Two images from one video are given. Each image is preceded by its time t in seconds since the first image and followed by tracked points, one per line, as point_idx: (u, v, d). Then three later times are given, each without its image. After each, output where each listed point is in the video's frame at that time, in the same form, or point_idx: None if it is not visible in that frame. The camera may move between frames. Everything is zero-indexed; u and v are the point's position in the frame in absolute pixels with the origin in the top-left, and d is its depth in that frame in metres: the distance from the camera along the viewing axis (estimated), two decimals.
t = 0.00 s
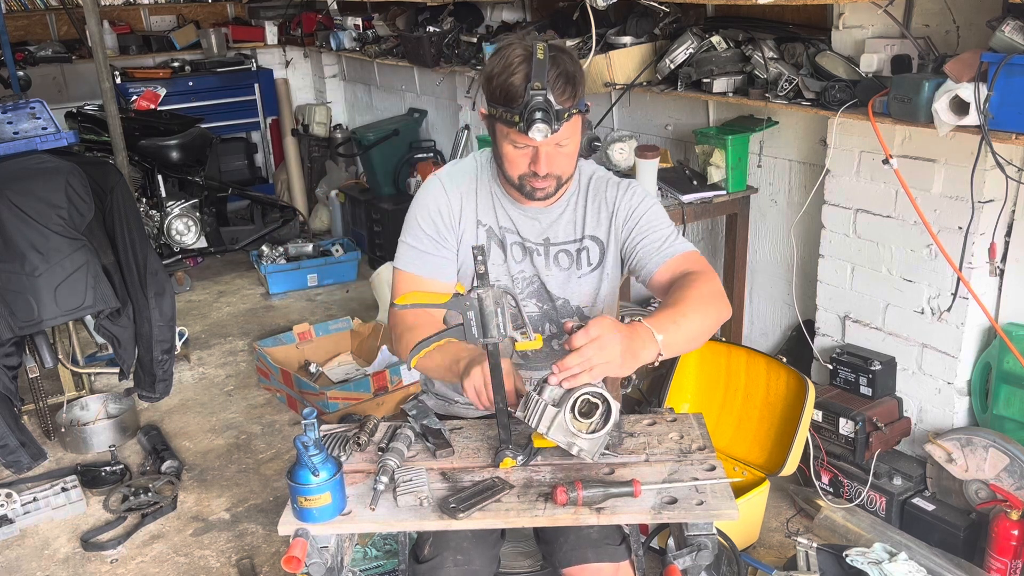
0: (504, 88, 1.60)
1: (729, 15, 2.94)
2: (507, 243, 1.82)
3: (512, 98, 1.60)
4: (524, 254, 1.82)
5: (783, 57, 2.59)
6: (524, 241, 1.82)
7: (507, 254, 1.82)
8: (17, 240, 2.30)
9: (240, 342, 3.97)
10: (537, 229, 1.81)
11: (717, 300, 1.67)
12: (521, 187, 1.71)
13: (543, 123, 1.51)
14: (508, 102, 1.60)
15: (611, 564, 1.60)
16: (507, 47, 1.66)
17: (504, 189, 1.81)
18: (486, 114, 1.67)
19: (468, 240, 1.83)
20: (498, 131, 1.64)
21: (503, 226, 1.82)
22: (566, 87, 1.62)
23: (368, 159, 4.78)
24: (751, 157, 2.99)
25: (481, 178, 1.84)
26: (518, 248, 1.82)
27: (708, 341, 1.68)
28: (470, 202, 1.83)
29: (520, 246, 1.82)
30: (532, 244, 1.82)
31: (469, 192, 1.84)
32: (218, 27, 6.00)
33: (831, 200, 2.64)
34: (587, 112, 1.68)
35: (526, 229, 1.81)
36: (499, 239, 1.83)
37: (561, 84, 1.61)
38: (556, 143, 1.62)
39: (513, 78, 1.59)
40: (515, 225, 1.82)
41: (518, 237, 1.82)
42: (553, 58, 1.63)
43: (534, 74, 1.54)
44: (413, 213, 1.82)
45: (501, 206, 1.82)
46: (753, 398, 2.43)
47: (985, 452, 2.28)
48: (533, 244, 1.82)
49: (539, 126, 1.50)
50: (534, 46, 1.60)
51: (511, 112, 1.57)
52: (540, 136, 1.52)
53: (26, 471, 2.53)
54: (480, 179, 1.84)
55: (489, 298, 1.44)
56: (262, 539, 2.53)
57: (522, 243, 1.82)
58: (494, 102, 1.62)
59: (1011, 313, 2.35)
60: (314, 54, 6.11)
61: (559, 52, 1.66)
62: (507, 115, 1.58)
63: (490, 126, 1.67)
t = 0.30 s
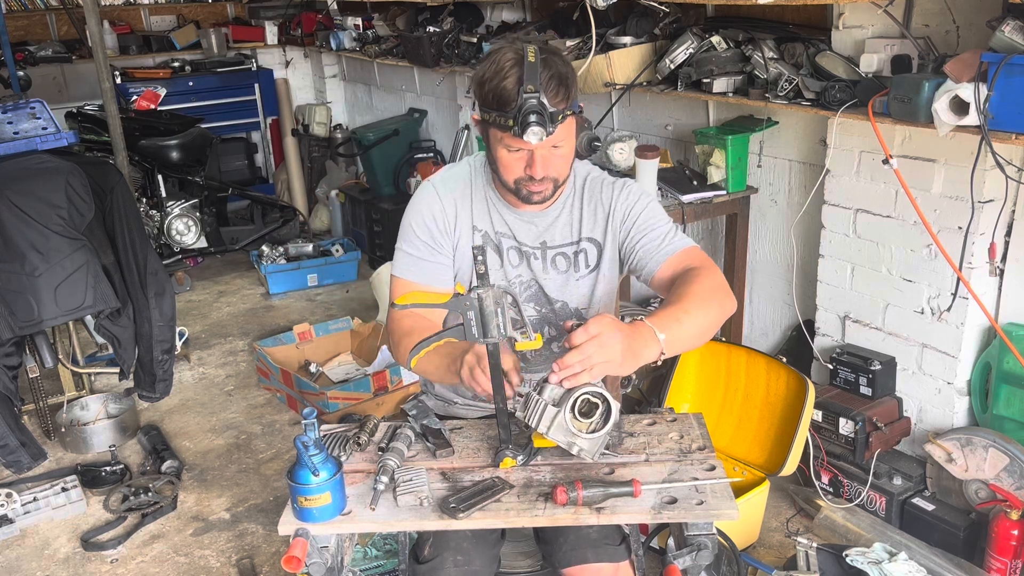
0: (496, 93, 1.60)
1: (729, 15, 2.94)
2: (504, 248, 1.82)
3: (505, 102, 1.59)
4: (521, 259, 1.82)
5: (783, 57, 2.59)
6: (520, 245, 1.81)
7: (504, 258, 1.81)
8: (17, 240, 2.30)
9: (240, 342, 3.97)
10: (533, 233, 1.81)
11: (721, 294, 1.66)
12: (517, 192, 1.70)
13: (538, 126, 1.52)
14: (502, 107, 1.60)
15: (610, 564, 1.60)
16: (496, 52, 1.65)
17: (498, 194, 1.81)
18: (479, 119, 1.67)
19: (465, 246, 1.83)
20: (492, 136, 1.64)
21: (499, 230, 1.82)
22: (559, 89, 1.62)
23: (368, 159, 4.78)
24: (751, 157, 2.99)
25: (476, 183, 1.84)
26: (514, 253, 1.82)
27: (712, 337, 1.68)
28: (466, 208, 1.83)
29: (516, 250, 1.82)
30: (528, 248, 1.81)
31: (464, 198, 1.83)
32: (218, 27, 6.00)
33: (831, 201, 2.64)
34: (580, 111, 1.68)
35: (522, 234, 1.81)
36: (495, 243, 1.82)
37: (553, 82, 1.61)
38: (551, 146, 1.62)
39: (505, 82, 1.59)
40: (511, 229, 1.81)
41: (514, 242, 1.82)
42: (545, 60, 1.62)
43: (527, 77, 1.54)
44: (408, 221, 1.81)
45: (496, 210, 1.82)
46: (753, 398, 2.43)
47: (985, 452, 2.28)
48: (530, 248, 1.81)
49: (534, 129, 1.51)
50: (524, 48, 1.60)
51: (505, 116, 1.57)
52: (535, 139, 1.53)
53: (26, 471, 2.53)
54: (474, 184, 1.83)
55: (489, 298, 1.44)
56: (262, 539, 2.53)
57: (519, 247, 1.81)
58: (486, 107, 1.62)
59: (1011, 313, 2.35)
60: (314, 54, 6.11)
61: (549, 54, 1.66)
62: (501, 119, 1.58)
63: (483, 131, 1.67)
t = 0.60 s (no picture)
0: (486, 92, 1.61)
1: (729, 15, 2.94)
2: (503, 252, 1.81)
3: (495, 100, 1.60)
4: (521, 263, 1.81)
5: (783, 57, 2.59)
6: (519, 249, 1.81)
7: (504, 262, 1.80)
8: (17, 240, 2.30)
9: (240, 342, 3.97)
10: (532, 237, 1.80)
11: (721, 297, 1.67)
12: (512, 194, 1.70)
13: (527, 121, 1.51)
14: (492, 106, 1.60)
15: (610, 564, 1.60)
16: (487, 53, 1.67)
17: (496, 198, 1.80)
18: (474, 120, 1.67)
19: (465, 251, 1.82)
20: (484, 137, 1.64)
21: (497, 234, 1.81)
22: (550, 87, 1.62)
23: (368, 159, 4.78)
24: (751, 157, 2.99)
25: (473, 188, 1.83)
26: (514, 256, 1.81)
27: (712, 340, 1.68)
28: (463, 213, 1.81)
29: (516, 254, 1.81)
30: (527, 251, 1.81)
31: (461, 203, 1.82)
32: (218, 27, 6.00)
33: (831, 201, 2.64)
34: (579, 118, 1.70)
35: (520, 238, 1.80)
36: (494, 248, 1.81)
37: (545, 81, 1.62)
38: (542, 145, 1.62)
39: (495, 80, 1.60)
40: (510, 233, 1.81)
41: (513, 246, 1.81)
42: (535, 59, 1.63)
43: (516, 74, 1.54)
44: (406, 229, 1.79)
45: (494, 215, 1.81)
46: (753, 398, 2.43)
47: (985, 452, 2.28)
48: (529, 251, 1.81)
49: (523, 125, 1.51)
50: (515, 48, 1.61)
51: (495, 114, 1.57)
52: (525, 134, 1.52)
53: (26, 471, 2.53)
54: (470, 189, 1.83)
55: (489, 298, 1.44)
56: (262, 539, 2.53)
57: (518, 251, 1.81)
58: (479, 107, 1.62)
59: (1011, 313, 2.35)
60: (314, 55, 6.11)
61: (541, 54, 1.67)
62: (492, 118, 1.58)
63: (475, 133, 1.68)
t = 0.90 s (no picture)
0: (490, 102, 1.60)
1: (729, 15, 2.94)
2: (498, 261, 1.80)
3: (500, 112, 1.60)
4: (516, 272, 1.80)
5: (783, 57, 2.59)
6: (514, 258, 1.79)
7: (498, 272, 1.79)
8: (17, 240, 2.30)
9: (240, 342, 3.97)
10: (528, 246, 1.79)
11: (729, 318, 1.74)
12: (518, 206, 1.69)
13: (540, 131, 1.48)
14: (495, 115, 1.60)
15: (609, 565, 1.60)
16: (483, 63, 1.65)
17: (492, 206, 1.79)
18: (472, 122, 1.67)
19: (459, 258, 1.81)
20: (487, 149, 1.63)
21: (493, 243, 1.80)
22: (555, 93, 1.64)
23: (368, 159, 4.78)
24: (751, 157, 2.99)
25: (468, 195, 1.82)
26: (509, 266, 1.80)
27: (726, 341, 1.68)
28: (458, 220, 1.81)
29: (511, 263, 1.80)
30: (523, 261, 1.79)
31: (456, 210, 1.81)
32: (218, 27, 6.00)
33: (831, 200, 2.64)
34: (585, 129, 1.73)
35: (516, 246, 1.79)
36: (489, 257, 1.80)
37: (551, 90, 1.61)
38: (550, 154, 1.61)
39: (498, 92, 1.60)
40: (506, 243, 1.79)
41: (509, 256, 1.79)
42: (536, 66, 1.63)
43: (521, 84, 1.53)
44: (399, 234, 1.78)
45: (489, 222, 1.80)
46: (753, 398, 2.43)
47: (985, 452, 2.28)
48: (524, 261, 1.79)
49: (536, 135, 1.48)
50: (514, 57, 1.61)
51: (501, 126, 1.55)
52: (538, 145, 1.49)
53: (26, 470, 2.53)
54: (466, 196, 1.82)
55: (489, 298, 1.44)
56: (262, 539, 2.53)
57: (513, 261, 1.79)
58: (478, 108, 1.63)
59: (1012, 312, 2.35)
60: (314, 54, 6.11)
61: (538, 61, 1.67)
62: (493, 124, 1.58)
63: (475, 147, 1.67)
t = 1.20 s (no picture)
0: (492, 110, 1.60)
1: (729, 15, 2.94)
2: (497, 266, 1.80)
3: (502, 119, 1.59)
4: (515, 276, 1.80)
5: (783, 57, 2.59)
6: (513, 263, 1.79)
7: (497, 276, 1.79)
8: (16, 239, 2.30)
9: (240, 342, 3.97)
10: (528, 250, 1.79)
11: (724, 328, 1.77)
12: (521, 212, 1.69)
13: (546, 137, 1.49)
14: (498, 122, 1.59)
15: (609, 566, 1.60)
16: (483, 68, 1.65)
17: (490, 210, 1.79)
18: (470, 126, 1.67)
19: (458, 263, 1.81)
20: (490, 156, 1.63)
21: (491, 247, 1.79)
22: (557, 99, 1.64)
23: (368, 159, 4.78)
24: (750, 157, 2.99)
25: (466, 199, 1.82)
26: (508, 271, 1.80)
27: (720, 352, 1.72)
28: (456, 224, 1.81)
29: (510, 268, 1.80)
30: (522, 265, 1.79)
31: (455, 213, 1.81)
32: (218, 27, 6.00)
33: (831, 200, 2.64)
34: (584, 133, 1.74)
35: (515, 251, 1.79)
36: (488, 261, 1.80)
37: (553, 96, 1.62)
38: (554, 159, 1.61)
39: (500, 99, 1.59)
40: (505, 247, 1.79)
41: (508, 260, 1.79)
42: (536, 72, 1.63)
43: (523, 89, 1.54)
44: (397, 238, 1.78)
45: (488, 226, 1.79)
46: (753, 398, 2.43)
47: (985, 452, 2.28)
48: (523, 266, 1.79)
49: (543, 142, 1.49)
50: (514, 62, 1.61)
51: (505, 133, 1.55)
52: (545, 151, 1.51)
53: (26, 470, 2.53)
54: (464, 201, 1.82)
55: (489, 298, 1.44)
56: (262, 539, 2.53)
57: (513, 265, 1.79)
58: (478, 112, 1.63)
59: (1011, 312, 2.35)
60: (314, 54, 6.11)
61: (538, 65, 1.67)
62: (492, 128, 1.58)
63: (476, 152, 1.67)
